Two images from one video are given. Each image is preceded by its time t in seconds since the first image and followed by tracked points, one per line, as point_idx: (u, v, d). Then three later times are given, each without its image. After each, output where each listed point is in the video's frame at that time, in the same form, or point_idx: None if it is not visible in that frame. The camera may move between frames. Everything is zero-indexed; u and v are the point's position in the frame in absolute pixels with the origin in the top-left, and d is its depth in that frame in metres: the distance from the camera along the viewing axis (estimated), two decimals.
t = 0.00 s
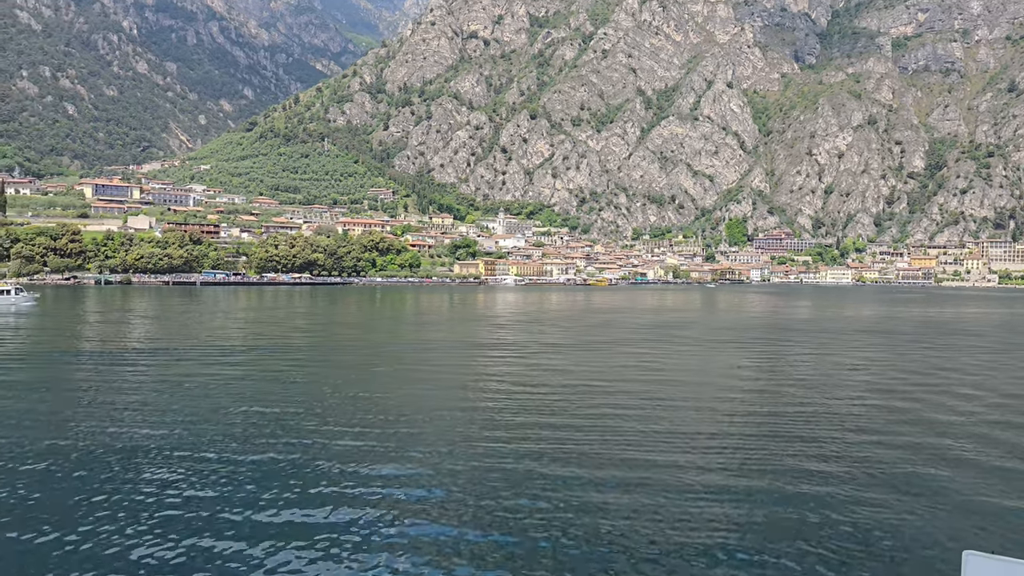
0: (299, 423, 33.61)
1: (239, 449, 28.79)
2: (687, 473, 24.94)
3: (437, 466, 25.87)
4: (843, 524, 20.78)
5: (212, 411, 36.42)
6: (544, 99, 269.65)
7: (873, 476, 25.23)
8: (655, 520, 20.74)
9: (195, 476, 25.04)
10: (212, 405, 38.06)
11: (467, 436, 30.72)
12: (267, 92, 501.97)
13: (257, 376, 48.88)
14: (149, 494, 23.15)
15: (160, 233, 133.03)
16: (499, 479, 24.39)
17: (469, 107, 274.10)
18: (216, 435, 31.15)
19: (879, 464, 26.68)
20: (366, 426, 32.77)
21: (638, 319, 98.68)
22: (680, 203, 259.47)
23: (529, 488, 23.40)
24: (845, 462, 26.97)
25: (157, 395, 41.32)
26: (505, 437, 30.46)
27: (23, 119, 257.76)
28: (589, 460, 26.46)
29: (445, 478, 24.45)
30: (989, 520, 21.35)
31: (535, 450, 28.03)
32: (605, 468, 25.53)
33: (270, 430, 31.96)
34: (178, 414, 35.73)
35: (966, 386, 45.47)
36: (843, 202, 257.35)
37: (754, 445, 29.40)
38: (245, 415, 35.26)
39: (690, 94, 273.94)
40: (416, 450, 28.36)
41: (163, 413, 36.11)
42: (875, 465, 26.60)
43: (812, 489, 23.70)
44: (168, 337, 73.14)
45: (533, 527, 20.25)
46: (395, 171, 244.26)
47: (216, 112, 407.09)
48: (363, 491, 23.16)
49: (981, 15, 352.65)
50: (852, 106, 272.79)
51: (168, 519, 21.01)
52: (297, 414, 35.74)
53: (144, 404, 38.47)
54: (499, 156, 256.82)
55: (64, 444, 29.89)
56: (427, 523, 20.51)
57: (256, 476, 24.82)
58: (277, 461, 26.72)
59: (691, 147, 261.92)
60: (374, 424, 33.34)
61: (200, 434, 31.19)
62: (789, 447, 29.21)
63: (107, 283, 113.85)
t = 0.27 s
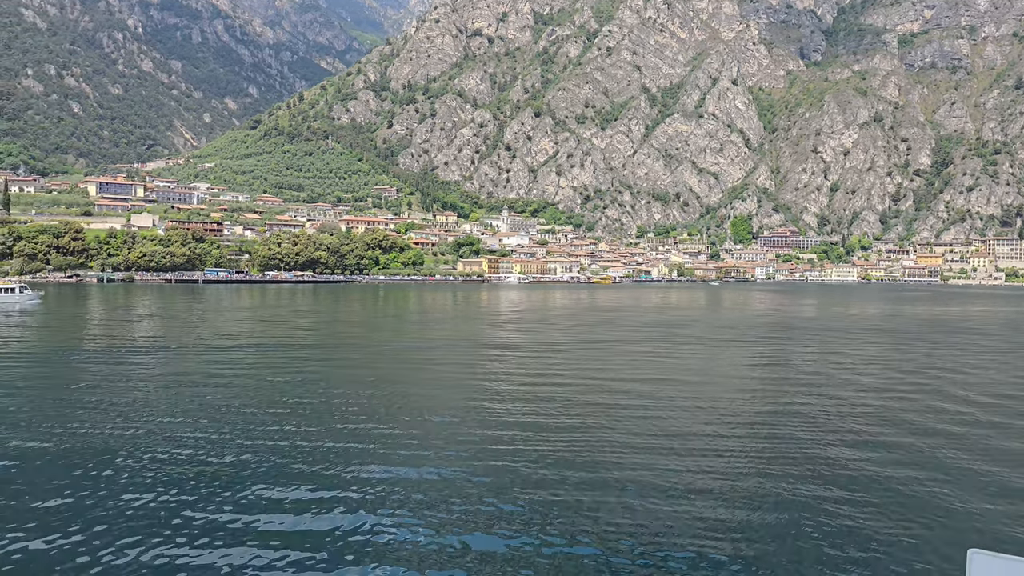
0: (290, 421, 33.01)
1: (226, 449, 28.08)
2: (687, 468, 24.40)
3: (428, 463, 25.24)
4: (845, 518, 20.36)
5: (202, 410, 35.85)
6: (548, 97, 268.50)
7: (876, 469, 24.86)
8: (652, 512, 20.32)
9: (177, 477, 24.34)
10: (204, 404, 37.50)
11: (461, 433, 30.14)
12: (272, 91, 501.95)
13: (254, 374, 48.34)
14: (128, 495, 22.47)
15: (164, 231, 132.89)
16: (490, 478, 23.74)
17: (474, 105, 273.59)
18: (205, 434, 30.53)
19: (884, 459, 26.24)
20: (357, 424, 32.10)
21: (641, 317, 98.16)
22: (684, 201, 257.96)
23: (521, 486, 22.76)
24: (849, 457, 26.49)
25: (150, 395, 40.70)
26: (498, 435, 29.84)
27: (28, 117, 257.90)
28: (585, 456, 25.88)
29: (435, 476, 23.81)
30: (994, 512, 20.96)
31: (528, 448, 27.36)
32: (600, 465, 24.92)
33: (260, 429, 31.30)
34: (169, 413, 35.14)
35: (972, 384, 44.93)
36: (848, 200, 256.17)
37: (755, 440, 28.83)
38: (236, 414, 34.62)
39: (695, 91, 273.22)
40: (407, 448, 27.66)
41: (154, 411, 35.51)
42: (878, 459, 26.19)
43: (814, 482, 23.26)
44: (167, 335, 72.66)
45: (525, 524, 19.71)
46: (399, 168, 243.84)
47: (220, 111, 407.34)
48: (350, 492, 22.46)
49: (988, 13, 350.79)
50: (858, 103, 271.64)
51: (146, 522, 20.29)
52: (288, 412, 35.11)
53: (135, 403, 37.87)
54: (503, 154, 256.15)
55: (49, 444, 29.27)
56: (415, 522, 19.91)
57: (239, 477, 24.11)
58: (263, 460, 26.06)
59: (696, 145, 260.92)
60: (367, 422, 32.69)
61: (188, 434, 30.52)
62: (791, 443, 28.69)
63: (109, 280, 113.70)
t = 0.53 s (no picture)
0: (283, 422, 32.42)
1: (214, 447, 27.49)
2: (685, 473, 23.90)
3: (419, 466, 24.69)
4: (840, 525, 19.97)
5: (197, 409, 35.41)
6: (552, 94, 264.56)
7: (872, 474, 24.51)
8: (644, 520, 19.94)
9: (163, 476, 23.71)
10: (198, 404, 36.97)
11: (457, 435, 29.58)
12: (276, 89, 502.11)
13: (251, 374, 47.86)
14: (112, 495, 21.88)
15: (166, 229, 132.77)
16: (486, 481, 23.05)
17: (477, 103, 273.23)
18: (193, 434, 29.94)
19: (880, 463, 25.89)
20: (351, 425, 31.51)
21: (643, 316, 97.64)
22: (688, 199, 256.87)
23: (514, 491, 22.10)
24: (846, 460, 26.14)
25: (146, 394, 40.27)
26: (494, 436, 29.10)
27: (33, 116, 258.30)
28: (581, 460, 25.35)
29: (423, 479, 23.11)
30: (992, 520, 20.60)
31: (522, 451, 26.73)
32: (597, 470, 24.31)
33: (250, 429, 30.76)
34: (161, 413, 34.57)
35: (975, 386, 44.48)
36: (853, 198, 255.23)
37: (757, 443, 28.29)
38: (228, 414, 34.03)
39: (699, 89, 272.30)
40: (397, 449, 27.01)
41: (146, 411, 34.96)
42: (876, 463, 25.77)
43: (811, 487, 22.86)
44: (167, 335, 72.31)
45: (516, 533, 19.16)
46: (403, 167, 243.54)
47: (225, 109, 407.62)
48: (336, 493, 21.82)
49: (994, 10, 349.32)
50: (863, 101, 270.76)
51: (127, 524, 19.63)
52: (281, 413, 34.52)
53: (128, 403, 37.34)
54: (507, 152, 255.69)
55: (33, 445, 28.63)
56: (406, 529, 19.37)
57: (225, 476, 23.46)
58: (254, 460, 25.37)
59: (701, 143, 260.20)
60: (358, 422, 32.08)
61: (176, 434, 29.95)
62: (791, 446, 28.19)
63: (111, 279, 113.58)
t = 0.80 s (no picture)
0: (277, 422, 31.96)
1: (203, 449, 27.02)
2: (681, 475, 23.45)
3: (411, 470, 24.20)
4: (836, 530, 19.59)
5: (190, 410, 35.00)
6: (556, 93, 268.16)
7: (870, 474, 24.12)
8: (637, 525, 19.58)
9: (149, 479, 23.26)
10: (192, 404, 36.53)
11: (452, 437, 29.14)
12: (279, 88, 502.02)
13: (249, 373, 47.50)
14: (95, 499, 21.42)
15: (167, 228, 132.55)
16: (478, 486, 22.59)
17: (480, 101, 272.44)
18: (185, 435, 29.52)
19: (879, 462, 25.49)
20: (345, 427, 31.02)
21: (646, 315, 97.17)
22: (692, 197, 255.63)
23: (505, 497, 21.65)
24: (844, 460, 25.76)
25: (140, 394, 39.85)
26: (489, 439, 28.65)
27: (36, 115, 258.39)
28: (578, 463, 24.89)
29: (413, 485, 22.63)
30: (991, 523, 20.20)
31: (516, 454, 26.21)
32: (592, 474, 23.84)
33: (242, 431, 30.31)
34: (154, 413, 34.16)
35: (978, 384, 44.04)
36: (857, 196, 254.02)
37: (756, 444, 27.85)
38: (221, 415, 33.60)
39: (703, 87, 271.31)
40: (389, 453, 26.54)
41: (139, 411, 34.56)
42: (874, 463, 25.40)
43: (808, 490, 22.45)
44: (166, 334, 72.04)
45: (506, 539, 18.75)
46: (405, 165, 243.05)
47: (227, 107, 407.29)
48: (323, 500, 21.33)
49: (999, 7, 347.62)
50: (867, 99, 269.39)
51: (107, 530, 19.16)
52: (276, 413, 34.07)
53: (121, 403, 36.94)
54: (510, 150, 255.03)
55: (25, 446, 28.26)
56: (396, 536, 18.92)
57: (212, 480, 22.98)
58: (246, 464, 24.93)
59: (704, 141, 259.29)
60: (352, 423, 31.62)
61: (166, 435, 29.48)
62: (789, 445, 27.79)
63: (112, 278, 113.42)
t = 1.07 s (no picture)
0: (268, 422, 31.52)
1: (188, 450, 26.59)
2: (674, 475, 23.04)
3: (405, 470, 23.87)
4: (830, 530, 19.21)
5: (182, 410, 34.61)
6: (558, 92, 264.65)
7: (868, 474, 23.72)
8: (630, 524, 19.37)
9: (130, 483, 22.80)
10: (184, 404, 36.16)
11: (444, 436, 28.73)
12: (283, 87, 502.10)
13: (245, 372, 47.09)
14: (73, 506, 21.00)
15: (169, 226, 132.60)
16: (465, 489, 22.10)
17: (483, 100, 272.01)
18: (172, 435, 29.10)
19: (875, 463, 25.08)
20: (336, 426, 30.56)
21: (647, 314, 96.72)
22: (696, 196, 255.00)
23: (493, 500, 21.17)
24: (840, 459, 25.37)
25: (133, 394, 39.50)
26: (481, 438, 28.17)
27: (40, 114, 258.65)
28: (575, 462, 24.56)
29: (401, 488, 22.18)
30: (988, 524, 19.81)
31: (507, 454, 25.75)
32: (584, 474, 23.35)
33: (231, 431, 29.86)
34: (145, 413, 33.79)
35: (980, 383, 43.57)
36: (862, 195, 253.11)
37: (753, 443, 27.38)
38: (211, 415, 33.18)
39: (707, 86, 270.48)
40: (378, 453, 26.05)
41: (129, 411, 34.19)
42: (871, 463, 24.97)
43: (802, 490, 22.04)
44: (165, 333, 71.72)
45: (492, 542, 18.37)
46: (409, 164, 242.81)
47: (232, 106, 407.17)
48: (306, 505, 20.84)
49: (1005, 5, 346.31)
50: (872, 98, 268.50)
51: (83, 539, 18.70)
52: (268, 413, 33.65)
53: (112, 403, 36.54)
54: (513, 149, 254.70)
55: (22, 445, 28.11)
56: (384, 541, 18.57)
57: (202, 483, 22.68)
58: (238, 465, 24.55)
59: (708, 140, 258.83)
60: (344, 423, 31.15)
61: (153, 436, 29.03)
62: (786, 445, 27.37)
63: (114, 277, 113.51)
